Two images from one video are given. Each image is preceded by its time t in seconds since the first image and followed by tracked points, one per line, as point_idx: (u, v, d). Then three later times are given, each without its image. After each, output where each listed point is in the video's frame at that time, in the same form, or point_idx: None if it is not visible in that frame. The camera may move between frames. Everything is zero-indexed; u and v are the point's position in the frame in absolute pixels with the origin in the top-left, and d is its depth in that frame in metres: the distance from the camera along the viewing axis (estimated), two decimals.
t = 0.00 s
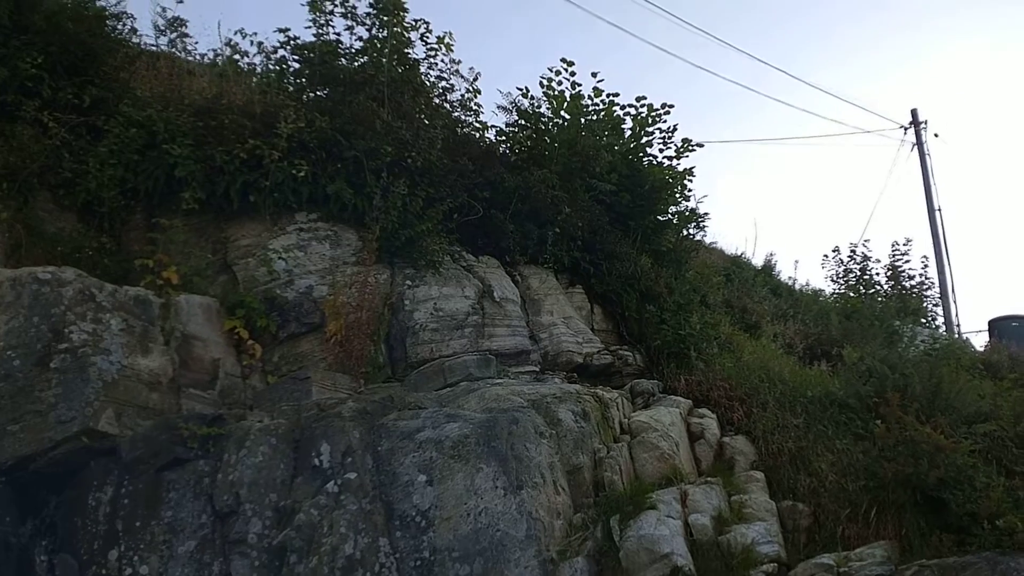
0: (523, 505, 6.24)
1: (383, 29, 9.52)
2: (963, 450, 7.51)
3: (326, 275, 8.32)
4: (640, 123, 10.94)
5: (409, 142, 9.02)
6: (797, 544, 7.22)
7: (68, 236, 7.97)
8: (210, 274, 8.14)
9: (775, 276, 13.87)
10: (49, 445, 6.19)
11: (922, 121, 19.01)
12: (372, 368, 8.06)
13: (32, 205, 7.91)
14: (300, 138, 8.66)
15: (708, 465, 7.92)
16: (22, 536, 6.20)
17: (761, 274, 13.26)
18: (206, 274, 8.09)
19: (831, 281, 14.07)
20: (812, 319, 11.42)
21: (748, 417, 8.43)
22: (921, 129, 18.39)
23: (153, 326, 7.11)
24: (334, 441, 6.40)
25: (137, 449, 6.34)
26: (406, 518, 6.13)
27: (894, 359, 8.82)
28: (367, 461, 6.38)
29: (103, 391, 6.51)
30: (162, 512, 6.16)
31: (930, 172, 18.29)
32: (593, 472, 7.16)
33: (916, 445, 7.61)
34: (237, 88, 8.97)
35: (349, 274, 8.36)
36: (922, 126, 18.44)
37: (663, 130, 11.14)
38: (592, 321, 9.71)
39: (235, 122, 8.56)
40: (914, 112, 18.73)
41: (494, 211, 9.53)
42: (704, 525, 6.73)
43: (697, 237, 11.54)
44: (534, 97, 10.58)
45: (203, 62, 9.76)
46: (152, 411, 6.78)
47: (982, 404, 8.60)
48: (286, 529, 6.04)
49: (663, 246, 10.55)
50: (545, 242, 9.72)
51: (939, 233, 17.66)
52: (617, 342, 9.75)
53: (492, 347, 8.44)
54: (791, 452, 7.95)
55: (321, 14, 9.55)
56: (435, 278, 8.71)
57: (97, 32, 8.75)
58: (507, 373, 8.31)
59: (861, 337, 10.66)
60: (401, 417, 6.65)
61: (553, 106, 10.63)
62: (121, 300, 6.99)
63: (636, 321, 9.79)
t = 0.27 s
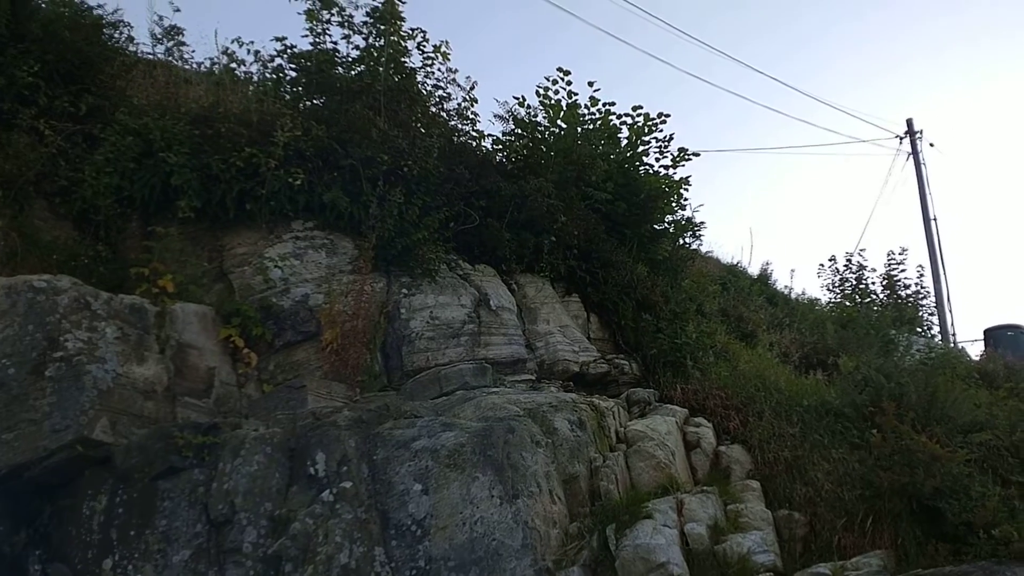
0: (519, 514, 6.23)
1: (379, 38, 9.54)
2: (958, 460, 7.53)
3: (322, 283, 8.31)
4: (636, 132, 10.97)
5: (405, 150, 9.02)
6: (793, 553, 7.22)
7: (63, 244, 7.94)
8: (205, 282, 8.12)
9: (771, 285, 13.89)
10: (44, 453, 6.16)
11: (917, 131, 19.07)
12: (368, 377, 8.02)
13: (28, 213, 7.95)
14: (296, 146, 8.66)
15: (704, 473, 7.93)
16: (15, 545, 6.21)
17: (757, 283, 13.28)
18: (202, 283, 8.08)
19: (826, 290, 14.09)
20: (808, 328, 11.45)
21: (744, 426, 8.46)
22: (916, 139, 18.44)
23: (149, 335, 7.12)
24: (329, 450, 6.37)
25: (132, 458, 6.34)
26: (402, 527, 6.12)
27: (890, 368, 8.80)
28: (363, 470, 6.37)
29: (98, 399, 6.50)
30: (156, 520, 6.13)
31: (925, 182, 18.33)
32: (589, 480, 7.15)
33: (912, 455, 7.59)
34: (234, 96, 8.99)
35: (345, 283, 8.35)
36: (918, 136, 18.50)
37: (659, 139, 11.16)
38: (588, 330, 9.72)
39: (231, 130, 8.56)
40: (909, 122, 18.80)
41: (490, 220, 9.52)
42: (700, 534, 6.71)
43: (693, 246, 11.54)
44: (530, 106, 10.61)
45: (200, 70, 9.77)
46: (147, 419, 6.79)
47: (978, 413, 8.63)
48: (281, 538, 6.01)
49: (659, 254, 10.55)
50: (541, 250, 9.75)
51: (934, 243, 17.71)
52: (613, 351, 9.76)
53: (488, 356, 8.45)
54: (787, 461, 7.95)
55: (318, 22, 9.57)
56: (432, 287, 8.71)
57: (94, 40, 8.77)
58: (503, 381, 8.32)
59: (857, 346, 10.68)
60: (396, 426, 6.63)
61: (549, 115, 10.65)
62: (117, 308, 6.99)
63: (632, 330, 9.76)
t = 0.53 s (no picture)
0: (515, 522, 6.22)
1: (376, 45, 9.56)
2: (954, 467, 7.55)
3: (318, 290, 8.29)
4: (632, 140, 10.99)
5: (402, 158, 9.03)
6: (789, 561, 7.21)
7: (59, 250, 7.91)
8: (201, 289, 8.12)
9: (767, 292, 13.91)
10: (38, 460, 6.14)
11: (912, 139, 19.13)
12: (363, 384, 8.03)
13: (23, 220, 7.92)
14: (292, 153, 8.66)
15: (700, 481, 7.91)
16: (9, 553, 6.19)
17: (753, 290, 13.30)
18: (198, 290, 8.08)
19: (822, 297, 14.11)
20: (804, 336, 11.46)
21: (741, 433, 8.42)
22: (911, 146, 18.51)
23: (144, 342, 7.09)
24: (325, 457, 6.36)
25: (127, 465, 6.33)
26: (398, 534, 6.10)
27: (885, 376, 8.81)
28: (358, 478, 6.34)
29: (93, 407, 6.50)
30: (151, 528, 6.12)
31: (921, 190, 18.39)
32: (585, 488, 7.15)
33: (908, 462, 7.57)
34: (230, 103, 8.99)
35: (341, 290, 8.35)
36: (913, 144, 18.56)
37: (655, 147, 11.19)
38: (584, 337, 9.73)
39: (227, 138, 8.57)
40: (905, 130, 18.86)
41: (486, 227, 9.52)
42: (697, 542, 6.69)
43: (688, 253, 11.55)
44: (527, 113, 10.63)
45: (196, 77, 9.77)
46: (141, 426, 6.79)
47: (973, 420, 8.66)
48: (276, 546, 6.00)
49: (656, 262, 10.57)
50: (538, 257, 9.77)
51: (929, 251, 17.75)
52: (609, 358, 9.76)
53: (484, 363, 8.45)
54: (783, 468, 7.96)
55: (314, 30, 9.58)
56: (428, 294, 8.71)
57: (90, 47, 8.78)
58: (499, 389, 8.34)
59: (852, 354, 10.70)
60: (392, 433, 6.61)
61: (545, 123, 10.67)
62: (112, 315, 6.97)
63: (629, 337, 9.75)
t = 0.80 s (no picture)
0: (507, 530, 6.22)
1: (370, 53, 9.56)
2: (946, 476, 7.59)
3: (311, 298, 8.29)
4: (626, 148, 11.01)
5: (395, 165, 9.01)
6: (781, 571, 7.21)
7: (51, 257, 7.89)
8: (194, 297, 8.10)
9: (761, 301, 13.93)
10: (29, 468, 6.12)
11: (904, 148, 19.21)
12: (356, 393, 8.00)
13: (15, 227, 7.95)
14: (285, 160, 8.65)
15: (693, 490, 7.90)
16: None
17: (746, 299, 13.32)
18: (190, 297, 8.07)
19: (815, 305, 14.14)
20: (797, 344, 11.49)
21: (733, 442, 8.42)
22: (904, 156, 18.57)
23: (136, 350, 7.08)
24: (317, 465, 6.34)
25: (118, 473, 6.30)
26: (390, 543, 6.07)
27: (878, 384, 8.82)
28: (351, 485, 6.32)
29: (85, 414, 6.47)
30: (142, 536, 6.09)
31: (913, 198, 18.45)
32: (578, 496, 7.13)
33: (900, 470, 7.61)
34: (223, 110, 8.99)
35: (334, 297, 8.34)
36: (905, 153, 18.63)
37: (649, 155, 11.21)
38: (577, 345, 9.73)
39: (220, 144, 8.55)
40: (897, 139, 18.94)
41: (480, 234, 9.52)
42: (690, 550, 6.69)
43: (681, 261, 11.57)
44: (520, 121, 10.64)
45: (189, 84, 9.76)
46: (133, 434, 6.76)
47: (965, 429, 8.71)
48: (268, 555, 5.97)
49: (649, 270, 10.58)
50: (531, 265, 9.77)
51: (922, 259, 17.81)
52: (602, 366, 9.76)
53: (477, 370, 8.43)
54: (776, 477, 7.94)
55: (308, 37, 9.59)
56: (421, 301, 8.70)
57: (83, 54, 8.77)
58: (492, 397, 8.32)
59: (845, 363, 10.72)
60: (385, 441, 6.60)
61: (539, 131, 10.69)
62: (104, 323, 6.96)
63: (622, 345, 9.76)
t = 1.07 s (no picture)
0: (499, 539, 6.20)
1: (362, 61, 9.56)
2: (936, 485, 7.63)
3: (302, 305, 8.28)
4: (618, 157, 11.04)
5: (388, 173, 9.02)
6: None
7: (42, 265, 7.87)
8: (185, 304, 8.08)
9: (752, 309, 13.97)
10: (18, 476, 6.09)
11: (895, 158, 19.31)
12: (348, 401, 7.97)
13: (4, 234, 7.76)
14: (278, 168, 8.66)
15: (684, 498, 7.90)
16: None
17: (738, 307, 13.35)
18: (181, 305, 8.05)
19: (806, 314, 14.17)
20: (788, 353, 11.52)
21: (725, 450, 8.43)
22: (894, 165, 18.67)
23: (127, 358, 7.05)
24: (309, 474, 6.31)
25: (108, 482, 6.29)
26: (381, 551, 6.03)
27: (869, 393, 8.87)
28: (342, 494, 6.31)
29: (75, 422, 6.45)
30: (131, 545, 6.06)
31: (903, 208, 18.53)
32: (570, 505, 7.12)
33: (891, 479, 7.66)
34: (215, 118, 8.99)
35: (326, 305, 8.33)
36: (895, 162, 18.73)
37: (641, 163, 11.24)
38: (569, 353, 9.75)
39: (212, 152, 8.54)
40: (887, 149, 19.03)
41: (472, 243, 9.52)
42: (681, 559, 6.69)
43: (673, 270, 11.58)
44: (513, 130, 10.66)
45: (182, 92, 9.76)
46: (123, 442, 6.74)
47: (956, 438, 8.75)
48: (259, 564, 5.95)
49: (641, 279, 10.61)
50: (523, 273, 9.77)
51: (912, 269, 17.88)
52: (593, 374, 9.79)
53: (468, 379, 8.42)
54: (767, 485, 7.94)
55: (301, 45, 9.60)
56: (413, 309, 8.69)
57: (76, 62, 8.78)
58: (484, 406, 8.32)
59: (836, 371, 10.75)
60: (376, 450, 6.58)
61: (531, 139, 10.71)
62: (95, 330, 6.93)
63: (613, 353, 9.81)
